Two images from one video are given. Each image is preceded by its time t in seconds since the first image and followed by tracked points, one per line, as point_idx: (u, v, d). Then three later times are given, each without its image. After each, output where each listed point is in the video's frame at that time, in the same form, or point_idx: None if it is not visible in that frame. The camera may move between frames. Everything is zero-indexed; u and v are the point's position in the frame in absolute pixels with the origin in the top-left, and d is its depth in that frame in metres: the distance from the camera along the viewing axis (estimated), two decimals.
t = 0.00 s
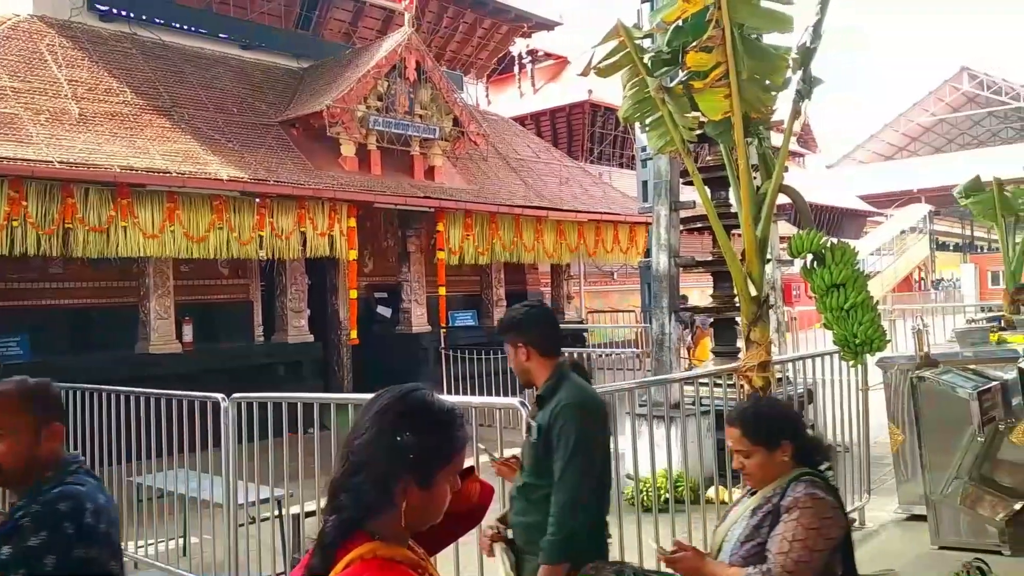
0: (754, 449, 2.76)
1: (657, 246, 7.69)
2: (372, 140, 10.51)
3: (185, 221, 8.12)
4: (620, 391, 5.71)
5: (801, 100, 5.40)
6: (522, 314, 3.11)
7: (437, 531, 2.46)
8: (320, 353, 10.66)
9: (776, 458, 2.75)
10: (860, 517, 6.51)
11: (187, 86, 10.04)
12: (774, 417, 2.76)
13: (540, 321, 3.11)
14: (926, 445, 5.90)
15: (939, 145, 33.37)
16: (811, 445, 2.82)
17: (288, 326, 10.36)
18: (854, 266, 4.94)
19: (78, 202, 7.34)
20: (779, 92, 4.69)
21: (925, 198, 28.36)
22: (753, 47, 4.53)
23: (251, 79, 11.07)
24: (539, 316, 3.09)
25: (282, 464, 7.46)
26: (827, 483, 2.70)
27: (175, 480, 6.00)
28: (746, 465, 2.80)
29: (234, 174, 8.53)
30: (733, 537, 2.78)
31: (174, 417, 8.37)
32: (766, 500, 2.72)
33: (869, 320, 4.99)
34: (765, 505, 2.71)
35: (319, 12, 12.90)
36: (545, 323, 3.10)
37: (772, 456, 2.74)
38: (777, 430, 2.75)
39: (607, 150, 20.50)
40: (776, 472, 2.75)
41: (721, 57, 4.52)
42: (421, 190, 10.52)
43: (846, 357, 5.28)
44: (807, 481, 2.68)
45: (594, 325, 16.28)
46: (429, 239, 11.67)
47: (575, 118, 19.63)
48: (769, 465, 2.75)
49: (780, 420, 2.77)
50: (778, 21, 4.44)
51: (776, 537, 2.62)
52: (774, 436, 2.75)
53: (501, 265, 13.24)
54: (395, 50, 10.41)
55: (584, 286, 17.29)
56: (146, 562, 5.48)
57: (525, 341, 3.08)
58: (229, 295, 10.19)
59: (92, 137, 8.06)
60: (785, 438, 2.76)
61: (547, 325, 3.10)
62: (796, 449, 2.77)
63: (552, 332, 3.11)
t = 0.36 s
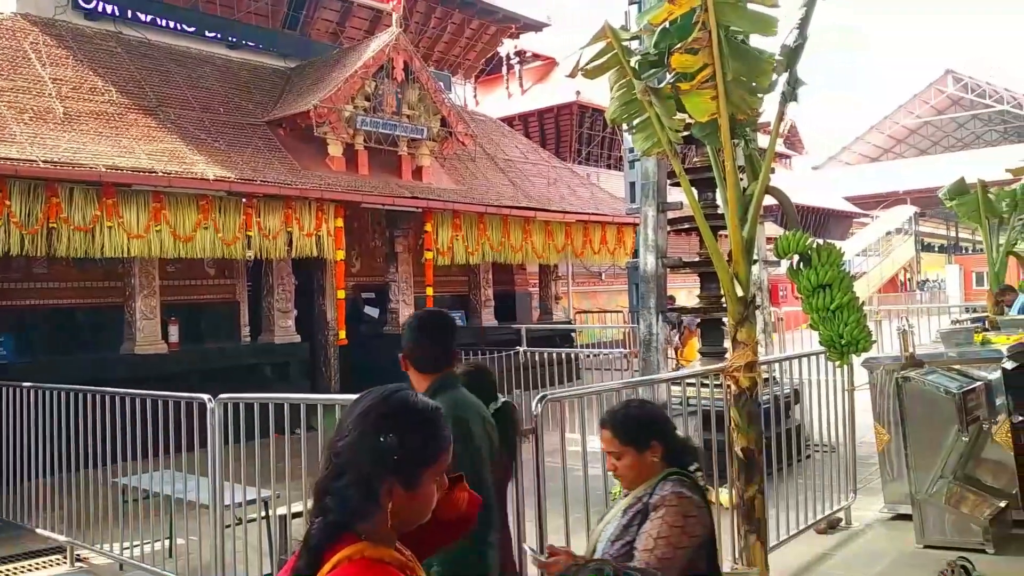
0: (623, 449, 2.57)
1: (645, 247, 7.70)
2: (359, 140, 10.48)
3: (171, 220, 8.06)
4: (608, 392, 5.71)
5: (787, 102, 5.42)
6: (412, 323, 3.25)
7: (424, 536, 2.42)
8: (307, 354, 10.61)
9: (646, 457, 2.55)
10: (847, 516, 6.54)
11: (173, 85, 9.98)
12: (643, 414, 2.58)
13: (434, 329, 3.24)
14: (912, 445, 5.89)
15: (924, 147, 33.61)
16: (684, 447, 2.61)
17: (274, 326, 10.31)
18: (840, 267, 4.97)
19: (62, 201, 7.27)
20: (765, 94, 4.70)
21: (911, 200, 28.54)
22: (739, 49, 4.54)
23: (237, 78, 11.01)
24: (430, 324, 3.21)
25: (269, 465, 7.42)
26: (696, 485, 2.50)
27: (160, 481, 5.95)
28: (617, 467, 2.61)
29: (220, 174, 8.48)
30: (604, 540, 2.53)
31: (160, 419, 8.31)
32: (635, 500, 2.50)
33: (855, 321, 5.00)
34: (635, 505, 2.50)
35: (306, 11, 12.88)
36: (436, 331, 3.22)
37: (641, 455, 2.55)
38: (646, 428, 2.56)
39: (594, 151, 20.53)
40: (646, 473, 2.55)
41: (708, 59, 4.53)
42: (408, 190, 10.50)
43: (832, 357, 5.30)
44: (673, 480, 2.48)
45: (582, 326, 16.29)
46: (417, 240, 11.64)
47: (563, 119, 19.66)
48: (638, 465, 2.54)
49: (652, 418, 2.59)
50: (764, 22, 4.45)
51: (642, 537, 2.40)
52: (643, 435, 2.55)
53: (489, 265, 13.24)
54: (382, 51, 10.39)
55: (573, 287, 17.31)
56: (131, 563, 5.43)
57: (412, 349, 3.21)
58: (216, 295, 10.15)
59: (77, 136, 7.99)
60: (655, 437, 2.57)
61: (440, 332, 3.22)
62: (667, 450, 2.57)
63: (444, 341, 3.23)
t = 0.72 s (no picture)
0: (489, 469, 2.46)
1: (623, 246, 7.72)
2: (337, 137, 10.42)
3: (145, 216, 7.97)
4: (586, 390, 5.71)
5: (764, 101, 5.46)
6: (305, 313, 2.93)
7: (399, 538, 2.41)
8: (284, 353, 10.53)
9: (512, 475, 2.43)
10: (821, 513, 6.60)
11: (148, 80, 9.85)
12: (511, 433, 2.48)
13: (328, 326, 2.96)
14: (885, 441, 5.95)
15: (899, 147, 34.01)
16: (553, 465, 2.51)
17: (251, 324, 10.22)
18: (816, 266, 5.00)
19: (35, 197, 7.15)
20: (742, 93, 4.72)
21: (887, 199, 28.86)
22: (716, 48, 4.56)
23: (214, 74, 10.90)
24: (324, 324, 2.91)
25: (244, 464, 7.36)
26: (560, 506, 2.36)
27: (133, 481, 5.88)
28: (483, 488, 2.48)
29: (196, 170, 8.40)
30: (465, 564, 2.30)
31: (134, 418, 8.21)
32: (499, 522, 2.30)
33: (830, 319, 5.04)
34: (497, 527, 2.30)
35: (283, 7, 12.76)
36: (328, 330, 2.92)
37: (507, 474, 2.43)
38: (513, 446, 2.46)
39: (574, 149, 20.56)
40: (512, 493, 2.43)
41: (686, 58, 4.53)
42: (387, 187, 10.45)
43: (807, 355, 5.34)
44: (533, 501, 2.32)
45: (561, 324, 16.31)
46: (395, 237, 11.59)
47: (542, 117, 19.70)
48: (502, 485, 2.43)
49: (520, 437, 2.49)
50: (741, 22, 4.47)
51: (501, 561, 2.18)
52: (507, 454, 2.45)
53: (468, 263, 13.22)
54: (361, 47, 10.33)
55: (551, 285, 17.34)
56: (103, 565, 5.35)
57: (297, 339, 2.95)
58: (191, 293, 10.05)
59: (50, 131, 7.87)
60: (522, 457, 2.45)
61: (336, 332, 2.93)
62: (533, 470, 2.45)
63: (338, 341, 2.94)
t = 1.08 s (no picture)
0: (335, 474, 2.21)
1: (596, 248, 7.74)
2: (310, 138, 10.35)
3: (114, 217, 7.85)
4: (558, 391, 5.71)
5: (735, 105, 5.50)
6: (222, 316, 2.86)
7: (369, 537, 2.37)
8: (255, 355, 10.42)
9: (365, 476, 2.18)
10: (791, 513, 6.66)
11: (117, 79, 9.73)
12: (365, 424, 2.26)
13: (246, 333, 2.85)
14: (855, 442, 6.00)
15: (869, 152, 34.50)
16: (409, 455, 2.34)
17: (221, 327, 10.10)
18: (786, 268, 5.05)
19: None
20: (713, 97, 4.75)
21: (858, 203, 29.24)
22: (688, 52, 4.59)
23: (184, 73, 10.79)
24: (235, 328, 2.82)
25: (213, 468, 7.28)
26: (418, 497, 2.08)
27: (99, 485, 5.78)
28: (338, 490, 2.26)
29: (166, 170, 8.30)
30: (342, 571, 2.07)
31: (103, 421, 8.09)
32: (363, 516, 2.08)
33: (799, 321, 5.09)
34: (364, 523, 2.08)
35: (256, 7, 12.66)
36: (240, 337, 2.82)
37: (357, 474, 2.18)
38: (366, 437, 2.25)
39: (547, 152, 20.61)
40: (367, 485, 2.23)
41: (658, 61, 4.54)
42: (359, 188, 10.41)
43: (778, 356, 5.38)
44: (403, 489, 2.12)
45: (535, 326, 16.35)
46: (368, 239, 11.53)
47: (516, 120, 19.74)
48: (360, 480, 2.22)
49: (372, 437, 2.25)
50: (712, 27, 4.51)
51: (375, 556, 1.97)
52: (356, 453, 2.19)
53: (441, 265, 13.19)
54: (333, 48, 10.27)
55: (526, 287, 17.38)
56: (67, 571, 5.26)
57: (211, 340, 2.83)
58: (160, 294, 9.93)
59: (15, 130, 7.74)
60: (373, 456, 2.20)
61: (243, 337, 2.82)
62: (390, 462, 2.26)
63: (250, 348, 2.82)
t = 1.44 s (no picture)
0: (156, 486, 2.29)
1: (565, 250, 7.75)
2: (277, 139, 10.25)
3: (76, 220, 7.71)
4: (526, 393, 5.71)
5: (701, 109, 5.54)
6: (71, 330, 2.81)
7: (329, 542, 2.33)
8: (223, 359, 10.30)
9: (187, 492, 2.29)
10: (758, 513, 6.71)
11: (79, 79, 9.57)
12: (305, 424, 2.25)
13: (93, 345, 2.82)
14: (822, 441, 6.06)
15: (835, 155, 35.00)
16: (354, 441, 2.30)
17: (188, 330, 9.96)
18: (751, 269, 5.09)
19: None
20: (681, 99, 4.77)
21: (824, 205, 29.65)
22: (655, 55, 4.60)
23: (149, 74, 10.65)
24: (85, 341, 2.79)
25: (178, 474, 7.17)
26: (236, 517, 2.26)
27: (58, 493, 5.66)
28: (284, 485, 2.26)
29: (130, 171, 8.17)
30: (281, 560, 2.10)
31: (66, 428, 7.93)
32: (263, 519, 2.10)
33: (765, 322, 5.13)
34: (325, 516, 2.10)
35: (222, 7, 12.58)
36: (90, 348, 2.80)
37: (179, 490, 2.29)
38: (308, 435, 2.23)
39: (517, 154, 20.64)
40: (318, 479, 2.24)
41: (625, 65, 4.55)
42: (328, 190, 10.34)
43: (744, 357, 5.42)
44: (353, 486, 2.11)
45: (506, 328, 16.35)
46: (338, 241, 11.45)
47: (486, 121, 19.75)
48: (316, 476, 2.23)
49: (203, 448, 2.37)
50: (679, 30, 4.52)
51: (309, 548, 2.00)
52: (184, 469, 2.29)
53: (412, 267, 13.15)
54: (301, 48, 10.18)
55: (496, 289, 17.39)
56: None
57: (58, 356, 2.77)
58: (125, 298, 9.79)
59: None
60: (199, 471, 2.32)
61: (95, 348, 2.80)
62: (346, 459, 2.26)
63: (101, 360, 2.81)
